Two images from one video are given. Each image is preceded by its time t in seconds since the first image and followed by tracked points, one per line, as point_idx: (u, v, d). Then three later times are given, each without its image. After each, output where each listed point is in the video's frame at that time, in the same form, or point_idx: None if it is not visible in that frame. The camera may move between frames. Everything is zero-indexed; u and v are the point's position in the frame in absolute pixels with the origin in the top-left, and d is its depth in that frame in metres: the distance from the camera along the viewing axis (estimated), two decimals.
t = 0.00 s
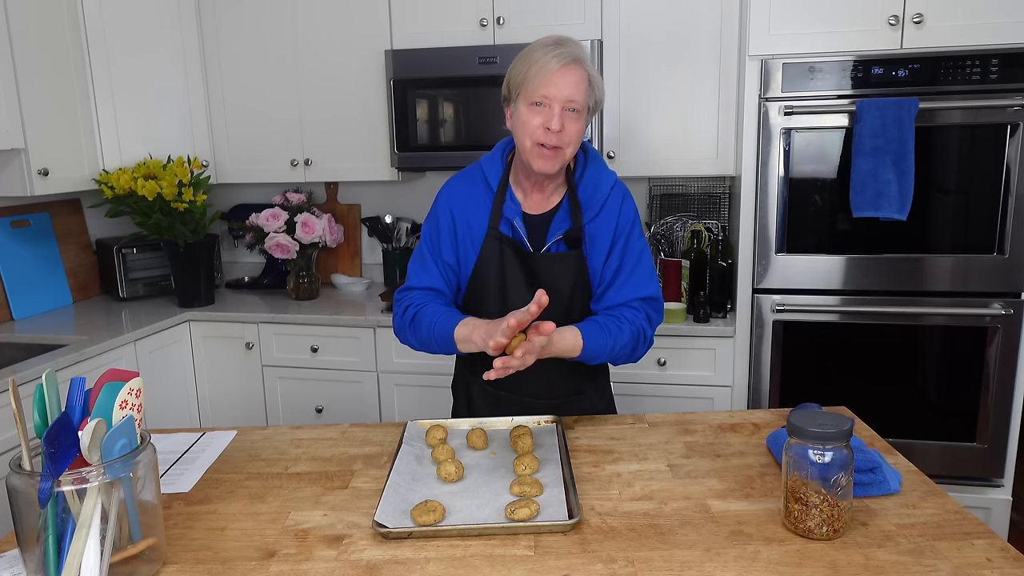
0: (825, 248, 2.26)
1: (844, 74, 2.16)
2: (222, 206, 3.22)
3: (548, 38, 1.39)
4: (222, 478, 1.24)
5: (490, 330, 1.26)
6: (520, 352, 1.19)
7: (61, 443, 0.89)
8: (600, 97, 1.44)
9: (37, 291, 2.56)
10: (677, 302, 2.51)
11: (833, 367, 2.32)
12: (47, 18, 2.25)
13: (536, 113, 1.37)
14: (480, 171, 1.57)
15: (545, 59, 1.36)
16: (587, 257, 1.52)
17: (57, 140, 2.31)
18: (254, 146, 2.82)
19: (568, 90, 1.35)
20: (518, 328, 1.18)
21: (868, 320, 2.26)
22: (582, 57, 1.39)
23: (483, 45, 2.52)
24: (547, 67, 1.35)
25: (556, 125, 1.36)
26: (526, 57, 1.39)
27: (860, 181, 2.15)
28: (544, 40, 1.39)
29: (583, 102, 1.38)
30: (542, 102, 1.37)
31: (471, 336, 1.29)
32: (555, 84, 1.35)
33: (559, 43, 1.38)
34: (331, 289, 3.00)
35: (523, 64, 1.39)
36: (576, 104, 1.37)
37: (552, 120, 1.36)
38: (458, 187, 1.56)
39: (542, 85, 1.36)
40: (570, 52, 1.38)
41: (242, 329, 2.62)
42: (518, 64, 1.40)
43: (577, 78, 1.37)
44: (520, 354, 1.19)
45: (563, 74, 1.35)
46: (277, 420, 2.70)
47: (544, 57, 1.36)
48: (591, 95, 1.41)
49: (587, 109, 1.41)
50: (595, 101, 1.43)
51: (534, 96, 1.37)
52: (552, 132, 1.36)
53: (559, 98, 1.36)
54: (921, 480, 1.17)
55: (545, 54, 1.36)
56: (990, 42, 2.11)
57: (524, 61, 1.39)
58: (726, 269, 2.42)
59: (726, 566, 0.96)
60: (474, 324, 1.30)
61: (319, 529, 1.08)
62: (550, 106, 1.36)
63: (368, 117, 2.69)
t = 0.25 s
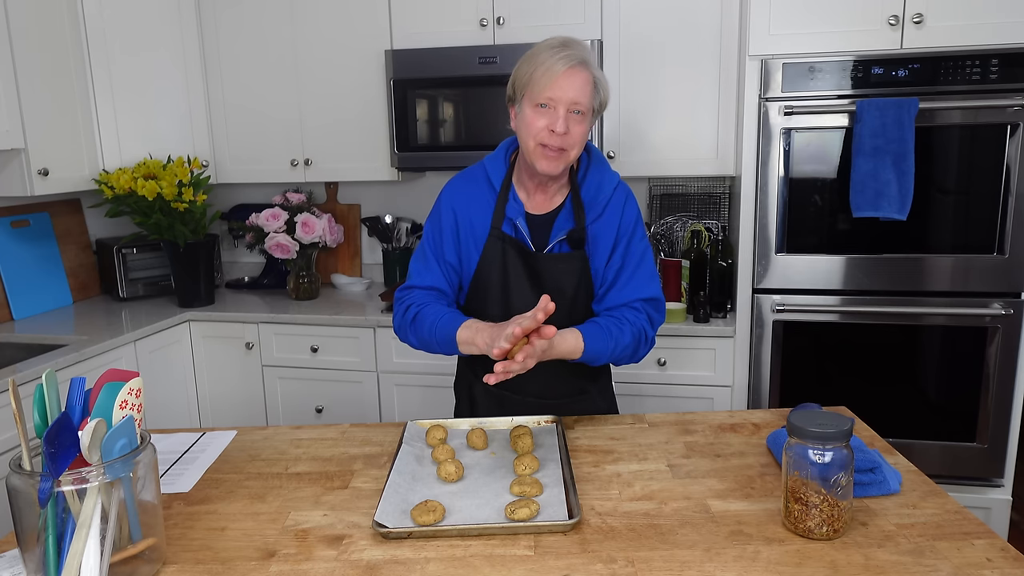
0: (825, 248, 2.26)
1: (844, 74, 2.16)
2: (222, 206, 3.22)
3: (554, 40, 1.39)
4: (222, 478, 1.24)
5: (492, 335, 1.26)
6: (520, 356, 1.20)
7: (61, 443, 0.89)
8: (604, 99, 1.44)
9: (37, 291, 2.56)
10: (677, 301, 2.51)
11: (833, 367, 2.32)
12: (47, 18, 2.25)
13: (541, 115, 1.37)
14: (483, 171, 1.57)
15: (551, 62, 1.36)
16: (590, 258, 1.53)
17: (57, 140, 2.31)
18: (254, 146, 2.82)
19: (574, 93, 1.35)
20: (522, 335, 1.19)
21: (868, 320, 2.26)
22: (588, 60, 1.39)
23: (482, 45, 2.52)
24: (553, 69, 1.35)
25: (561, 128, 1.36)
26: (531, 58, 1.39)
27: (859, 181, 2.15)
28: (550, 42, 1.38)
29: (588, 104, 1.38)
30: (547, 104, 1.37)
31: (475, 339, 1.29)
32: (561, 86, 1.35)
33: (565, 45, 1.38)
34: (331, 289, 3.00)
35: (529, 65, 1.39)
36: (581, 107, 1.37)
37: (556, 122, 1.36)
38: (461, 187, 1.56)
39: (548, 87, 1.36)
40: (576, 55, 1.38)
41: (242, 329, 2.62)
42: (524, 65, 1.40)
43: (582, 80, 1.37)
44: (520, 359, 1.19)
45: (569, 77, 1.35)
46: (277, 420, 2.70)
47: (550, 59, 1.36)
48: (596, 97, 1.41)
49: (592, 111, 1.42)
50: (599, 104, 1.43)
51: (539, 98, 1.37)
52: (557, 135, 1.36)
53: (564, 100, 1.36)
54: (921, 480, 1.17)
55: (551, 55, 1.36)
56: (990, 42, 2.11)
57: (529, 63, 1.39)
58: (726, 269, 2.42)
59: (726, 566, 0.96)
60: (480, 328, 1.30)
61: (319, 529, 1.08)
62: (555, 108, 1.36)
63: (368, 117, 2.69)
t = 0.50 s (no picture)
0: (825, 248, 2.26)
1: (844, 74, 2.16)
2: (222, 206, 3.22)
3: (557, 39, 1.38)
4: (222, 478, 1.24)
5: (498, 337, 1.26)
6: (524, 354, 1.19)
7: (61, 443, 0.89)
8: (607, 99, 1.44)
9: (37, 291, 2.56)
10: (677, 301, 2.51)
11: (833, 367, 2.32)
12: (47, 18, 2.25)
13: (545, 115, 1.37)
14: (485, 171, 1.57)
15: (554, 62, 1.35)
16: (592, 257, 1.53)
17: (57, 140, 2.31)
18: (254, 146, 2.82)
19: (577, 93, 1.35)
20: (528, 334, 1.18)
21: (868, 320, 2.26)
22: (591, 60, 1.39)
23: (483, 45, 2.52)
24: (556, 69, 1.35)
25: (564, 128, 1.36)
26: (534, 58, 1.39)
27: (860, 181, 2.15)
28: (553, 42, 1.38)
29: (590, 104, 1.38)
30: (550, 104, 1.37)
31: (480, 341, 1.29)
32: (564, 87, 1.35)
33: (568, 45, 1.38)
34: (331, 289, 3.00)
35: (531, 65, 1.39)
36: (584, 107, 1.37)
37: (559, 122, 1.36)
38: (463, 187, 1.56)
39: (551, 88, 1.36)
40: (579, 55, 1.38)
41: (242, 329, 2.62)
42: (527, 65, 1.40)
43: (585, 81, 1.36)
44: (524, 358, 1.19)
45: (572, 77, 1.35)
46: (277, 420, 2.70)
47: (553, 59, 1.36)
48: (599, 97, 1.41)
49: (595, 111, 1.41)
50: (602, 104, 1.43)
51: (542, 99, 1.37)
52: (560, 135, 1.36)
53: (567, 101, 1.36)
54: (921, 480, 1.17)
55: (554, 56, 1.36)
56: (989, 42, 2.11)
57: (533, 62, 1.39)
58: (726, 269, 2.42)
59: (726, 566, 0.96)
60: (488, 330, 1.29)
61: (319, 529, 1.08)
62: (558, 108, 1.36)
63: (368, 117, 2.69)
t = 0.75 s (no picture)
0: (825, 248, 2.26)
1: (844, 74, 2.16)
2: (222, 206, 3.22)
3: (553, 48, 1.35)
4: (222, 478, 1.24)
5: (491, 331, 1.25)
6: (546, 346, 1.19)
7: (61, 443, 0.89)
8: (605, 104, 1.41)
9: (37, 291, 2.56)
10: (677, 301, 2.51)
11: (833, 367, 2.32)
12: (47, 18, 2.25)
13: (540, 130, 1.37)
14: (484, 171, 1.58)
15: (549, 75, 1.33)
16: (592, 254, 1.52)
17: (57, 140, 2.31)
18: (254, 146, 2.82)
19: (571, 108, 1.34)
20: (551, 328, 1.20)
21: (868, 320, 2.26)
22: (588, 70, 1.35)
23: (483, 45, 2.52)
24: (551, 84, 1.33)
25: (558, 144, 1.36)
26: (530, 67, 1.36)
27: (860, 181, 2.15)
28: (548, 53, 1.34)
29: (586, 117, 1.36)
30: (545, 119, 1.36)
31: (478, 335, 1.29)
32: (558, 102, 1.33)
33: (564, 56, 1.34)
34: (331, 289, 3.00)
35: (527, 74, 1.36)
36: (579, 121, 1.35)
37: (554, 137, 1.36)
38: (463, 188, 1.56)
39: (546, 102, 1.34)
40: (575, 65, 1.35)
41: (242, 329, 2.62)
42: (524, 73, 1.38)
43: (580, 94, 1.34)
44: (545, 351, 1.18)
45: (567, 91, 1.33)
46: (277, 420, 2.70)
47: (548, 75, 1.33)
48: (596, 105, 1.39)
49: (592, 120, 1.40)
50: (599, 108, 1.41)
51: (537, 111, 1.36)
52: (554, 150, 1.36)
53: (562, 118, 1.34)
54: (921, 480, 1.17)
55: (549, 71, 1.33)
56: (989, 42, 2.11)
57: (529, 72, 1.36)
58: (726, 269, 2.42)
59: (726, 566, 0.96)
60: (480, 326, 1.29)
61: (319, 529, 1.08)
62: (552, 123, 1.35)
63: (368, 117, 2.69)
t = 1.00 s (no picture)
0: (825, 248, 2.26)
1: (844, 74, 2.16)
2: (222, 206, 3.22)
3: (544, 51, 1.35)
4: (222, 478, 1.24)
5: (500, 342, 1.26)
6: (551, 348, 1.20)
7: (61, 443, 0.89)
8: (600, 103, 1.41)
9: (37, 291, 2.56)
10: (677, 301, 2.51)
11: (833, 367, 2.32)
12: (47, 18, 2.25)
13: (535, 132, 1.37)
14: (483, 173, 1.58)
15: (541, 77, 1.33)
16: (593, 254, 1.52)
17: (57, 140, 2.31)
18: (254, 146, 2.82)
19: (565, 109, 1.34)
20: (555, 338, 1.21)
21: (868, 320, 2.26)
22: (581, 70, 1.36)
23: (483, 45, 2.52)
24: (543, 85, 1.33)
25: (553, 145, 1.36)
26: (522, 71, 1.36)
27: (859, 181, 2.15)
28: (540, 55, 1.35)
29: (581, 117, 1.36)
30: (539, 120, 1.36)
31: (481, 344, 1.29)
32: (551, 104, 1.33)
33: (555, 58, 1.34)
34: (331, 289, 3.00)
35: (520, 78, 1.37)
36: (574, 121, 1.35)
37: (549, 139, 1.36)
38: (461, 190, 1.56)
39: (539, 104, 1.34)
40: (567, 65, 1.35)
41: (242, 329, 2.62)
42: (516, 76, 1.38)
43: (573, 94, 1.34)
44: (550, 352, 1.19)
45: (560, 92, 1.33)
46: (277, 420, 2.70)
47: (540, 76, 1.33)
48: (591, 105, 1.38)
49: (587, 119, 1.40)
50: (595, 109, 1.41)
51: (531, 114, 1.36)
52: (550, 152, 1.36)
53: (556, 118, 1.34)
54: (921, 480, 1.17)
55: (541, 72, 1.34)
56: (989, 42, 2.11)
57: (521, 75, 1.36)
58: (726, 269, 2.42)
59: (726, 566, 0.96)
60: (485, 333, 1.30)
61: (319, 529, 1.08)
62: (547, 125, 1.35)
63: (368, 117, 2.69)
